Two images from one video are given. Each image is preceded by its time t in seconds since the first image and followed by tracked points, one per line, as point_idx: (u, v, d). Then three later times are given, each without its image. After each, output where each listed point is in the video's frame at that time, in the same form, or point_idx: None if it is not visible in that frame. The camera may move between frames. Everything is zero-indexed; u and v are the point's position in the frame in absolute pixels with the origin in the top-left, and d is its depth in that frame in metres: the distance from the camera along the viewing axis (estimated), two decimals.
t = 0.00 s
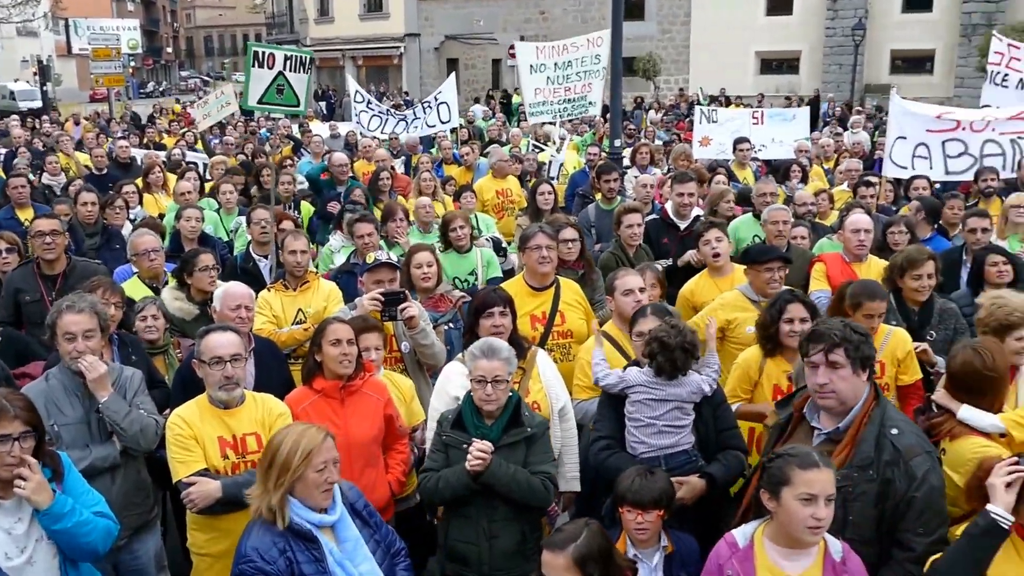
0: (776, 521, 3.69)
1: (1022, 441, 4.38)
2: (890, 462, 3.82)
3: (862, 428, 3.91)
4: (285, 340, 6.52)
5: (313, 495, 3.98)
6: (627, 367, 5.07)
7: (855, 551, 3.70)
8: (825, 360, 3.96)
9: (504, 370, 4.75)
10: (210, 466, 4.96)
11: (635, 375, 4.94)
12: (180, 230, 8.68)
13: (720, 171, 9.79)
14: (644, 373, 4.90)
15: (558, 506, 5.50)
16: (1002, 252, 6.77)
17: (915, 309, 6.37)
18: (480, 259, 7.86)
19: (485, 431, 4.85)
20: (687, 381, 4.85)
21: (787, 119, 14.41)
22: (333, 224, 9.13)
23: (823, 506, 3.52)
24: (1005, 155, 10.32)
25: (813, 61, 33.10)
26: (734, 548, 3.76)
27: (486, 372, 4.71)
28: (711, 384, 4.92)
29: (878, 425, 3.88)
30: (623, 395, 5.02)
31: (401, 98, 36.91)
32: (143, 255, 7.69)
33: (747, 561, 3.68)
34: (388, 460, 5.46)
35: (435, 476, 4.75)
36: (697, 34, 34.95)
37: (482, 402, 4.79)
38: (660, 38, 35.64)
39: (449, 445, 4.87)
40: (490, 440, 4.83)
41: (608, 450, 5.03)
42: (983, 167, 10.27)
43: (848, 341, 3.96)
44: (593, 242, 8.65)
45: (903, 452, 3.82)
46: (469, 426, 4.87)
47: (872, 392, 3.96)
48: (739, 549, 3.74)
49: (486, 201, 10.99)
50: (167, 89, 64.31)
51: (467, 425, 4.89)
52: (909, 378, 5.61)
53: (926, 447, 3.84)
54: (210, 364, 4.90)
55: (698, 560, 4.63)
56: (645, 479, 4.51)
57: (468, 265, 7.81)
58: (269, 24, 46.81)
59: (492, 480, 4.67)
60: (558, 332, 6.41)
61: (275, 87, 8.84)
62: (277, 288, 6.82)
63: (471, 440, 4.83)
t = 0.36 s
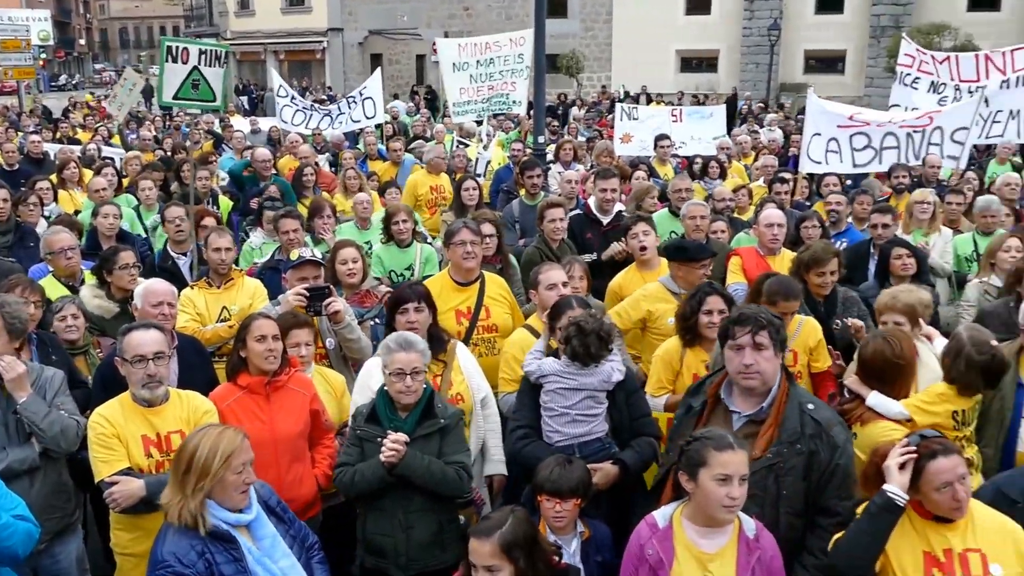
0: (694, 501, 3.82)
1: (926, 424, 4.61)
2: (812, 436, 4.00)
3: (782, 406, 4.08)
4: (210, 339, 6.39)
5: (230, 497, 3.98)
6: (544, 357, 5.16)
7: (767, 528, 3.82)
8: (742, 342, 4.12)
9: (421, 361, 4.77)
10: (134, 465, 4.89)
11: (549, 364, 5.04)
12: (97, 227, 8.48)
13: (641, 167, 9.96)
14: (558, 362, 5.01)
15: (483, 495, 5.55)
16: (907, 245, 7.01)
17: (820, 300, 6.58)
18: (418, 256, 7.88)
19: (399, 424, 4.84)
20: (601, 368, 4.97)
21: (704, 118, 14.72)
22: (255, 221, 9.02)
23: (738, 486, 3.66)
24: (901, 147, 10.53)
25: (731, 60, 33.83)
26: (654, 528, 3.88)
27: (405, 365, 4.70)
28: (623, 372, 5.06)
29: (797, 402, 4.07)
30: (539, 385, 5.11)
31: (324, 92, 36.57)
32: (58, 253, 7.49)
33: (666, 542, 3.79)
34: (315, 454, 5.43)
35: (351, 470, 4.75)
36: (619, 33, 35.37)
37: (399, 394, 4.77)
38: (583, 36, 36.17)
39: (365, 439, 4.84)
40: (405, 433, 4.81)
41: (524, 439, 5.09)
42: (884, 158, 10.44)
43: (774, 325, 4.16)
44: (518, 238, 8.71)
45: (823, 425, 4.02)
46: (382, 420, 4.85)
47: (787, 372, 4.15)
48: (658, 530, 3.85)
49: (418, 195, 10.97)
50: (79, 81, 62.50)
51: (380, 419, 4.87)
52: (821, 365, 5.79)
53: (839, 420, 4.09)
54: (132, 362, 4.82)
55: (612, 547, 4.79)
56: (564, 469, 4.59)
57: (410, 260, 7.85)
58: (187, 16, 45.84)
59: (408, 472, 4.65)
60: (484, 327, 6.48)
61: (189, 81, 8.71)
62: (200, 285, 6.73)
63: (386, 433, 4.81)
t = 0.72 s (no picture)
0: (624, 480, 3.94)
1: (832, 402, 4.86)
2: (715, 403, 4.28)
3: (685, 379, 4.33)
4: (137, 337, 6.21)
5: (149, 496, 3.86)
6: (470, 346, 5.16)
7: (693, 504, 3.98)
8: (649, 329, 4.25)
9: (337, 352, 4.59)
10: (60, 465, 4.69)
11: (476, 351, 5.06)
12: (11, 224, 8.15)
13: (571, 163, 10.03)
14: (485, 349, 5.04)
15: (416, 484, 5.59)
16: (822, 237, 7.11)
17: (747, 290, 6.74)
18: (347, 249, 7.75)
19: (312, 414, 4.62)
20: (526, 355, 5.02)
21: (631, 114, 14.85)
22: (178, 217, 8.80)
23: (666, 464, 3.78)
24: (814, 137, 10.72)
25: (658, 56, 34.49)
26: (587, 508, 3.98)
27: (319, 354, 4.52)
28: (549, 357, 5.09)
29: (695, 374, 4.33)
30: (466, 372, 5.10)
31: (244, 87, 35.65)
32: None
33: (598, 520, 3.91)
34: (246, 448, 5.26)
35: (265, 463, 4.51)
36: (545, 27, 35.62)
37: (313, 385, 4.57)
38: (511, 32, 35.98)
39: (278, 432, 4.62)
40: (319, 423, 4.60)
41: (453, 425, 5.09)
42: (797, 147, 10.66)
43: (668, 308, 4.27)
44: (447, 233, 8.68)
45: (722, 392, 4.31)
46: (296, 412, 4.62)
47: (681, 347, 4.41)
48: (590, 509, 3.95)
49: (353, 189, 10.80)
50: None
51: (294, 410, 4.64)
52: (743, 352, 5.90)
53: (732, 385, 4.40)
54: (57, 358, 4.64)
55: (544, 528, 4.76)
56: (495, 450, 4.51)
57: (336, 253, 7.73)
58: (100, 6, 44.40)
59: (324, 462, 4.46)
60: (416, 321, 6.40)
61: (96, 71, 8.40)
62: (123, 283, 6.51)
63: (300, 425, 4.59)
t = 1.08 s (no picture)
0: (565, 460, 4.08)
1: (764, 382, 4.93)
2: (646, 376, 4.41)
3: (614, 356, 4.41)
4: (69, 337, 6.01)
5: (88, 492, 3.72)
6: (417, 333, 5.12)
7: (633, 483, 4.13)
8: (565, 325, 4.21)
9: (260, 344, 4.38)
10: None
11: (418, 340, 5.03)
12: None
13: (511, 158, 10.02)
14: (427, 337, 5.01)
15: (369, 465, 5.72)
16: (757, 227, 7.19)
17: (693, 277, 6.88)
18: (280, 244, 7.56)
19: (239, 407, 4.39)
20: (467, 346, 4.99)
21: (570, 108, 15.04)
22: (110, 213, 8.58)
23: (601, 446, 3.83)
24: (751, 133, 10.88)
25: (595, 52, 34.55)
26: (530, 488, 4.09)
27: (243, 346, 4.30)
28: (490, 345, 5.06)
29: (626, 351, 4.45)
30: (409, 360, 5.07)
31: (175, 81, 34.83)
32: None
33: (541, 500, 4.02)
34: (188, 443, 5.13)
35: (192, 459, 4.27)
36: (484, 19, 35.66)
37: (236, 376, 4.34)
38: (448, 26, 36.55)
39: (204, 427, 4.35)
40: (246, 415, 4.38)
41: (392, 412, 5.04)
42: (735, 143, 10.80)
43: (571, 308, 4.17)
44: (387, 227, 8.59)
45: (650, 364, 4.44)
46: (222, 405, 4.38)
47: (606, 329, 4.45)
48: (534, 490, 4.07)
49: (295, 187, 10.66)
50: None
51: (220, 404, 4.39)
52: (683, 340, 5.88)
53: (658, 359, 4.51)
54: None
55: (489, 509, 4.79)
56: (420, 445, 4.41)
57: (268, 248, 7.54)
58: None
59: (254, 453, 4.29)
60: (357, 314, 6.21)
61: (12, 66, 8.06)
62: (53, 280, 6.30)
63: (226, 419, 4.35)
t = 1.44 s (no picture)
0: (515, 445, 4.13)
1: (720, 369, 5.03)
2: (611, 370, 4.48)
3: (582, 348, 4.49)
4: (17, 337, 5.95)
5: (28, 484, 3.69)
6: (366, 325, 5.14)
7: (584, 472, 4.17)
8: (528, 317, 4.30)
9: (191, 340, 4.33)
10: None
11: (369, 331, 5.03)
12: None
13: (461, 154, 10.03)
14: (377, 329, 5.01)
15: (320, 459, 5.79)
16: (704, 218, 7.24)
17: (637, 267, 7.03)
18: (229, 243, 7.50)
19: (174, 404, 4.38)
20: (416, 339, 4.99)
21: (520, 103, 14.98)
22: (56, 213, 8.49)
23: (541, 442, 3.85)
24: (704, 125, 11.00)
25: (545, 47, 34.69)
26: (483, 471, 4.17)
27: (174, 342, 4.26)
28: (439, 339, 5.06)
29: (592, 343, 4.52)
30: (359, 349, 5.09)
31: (125, 80, 34.41)
32: None
33: (491, 483, 4.10)
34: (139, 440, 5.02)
35: (129, 458, 4.26)
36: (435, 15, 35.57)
37: (168, 372, 4.31)
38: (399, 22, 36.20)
39: (139, 424, 4.33)
40: (182, 411, 4.37)
41: (340, 402, 5.06)
42: (688, 135, 10.90)
43: (534, 300, 4.27)
44: (337, 224, 8.57)
45: (616, 358, 4.51)
46: (156, 402, 4.36)
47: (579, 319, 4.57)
48: (486, 473, 4.14)
49: (250, 185, 10.68)
50: None
51: (154, 401, 4.37)
52: (629, 333, 5.82)
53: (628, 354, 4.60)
54: None
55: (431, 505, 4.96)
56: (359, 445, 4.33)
57: (218, 245, 7.51)
58: None
59: (192, 449, 4.27)
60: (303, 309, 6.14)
61: None
62: None
63: (161, 416, 4.33)
